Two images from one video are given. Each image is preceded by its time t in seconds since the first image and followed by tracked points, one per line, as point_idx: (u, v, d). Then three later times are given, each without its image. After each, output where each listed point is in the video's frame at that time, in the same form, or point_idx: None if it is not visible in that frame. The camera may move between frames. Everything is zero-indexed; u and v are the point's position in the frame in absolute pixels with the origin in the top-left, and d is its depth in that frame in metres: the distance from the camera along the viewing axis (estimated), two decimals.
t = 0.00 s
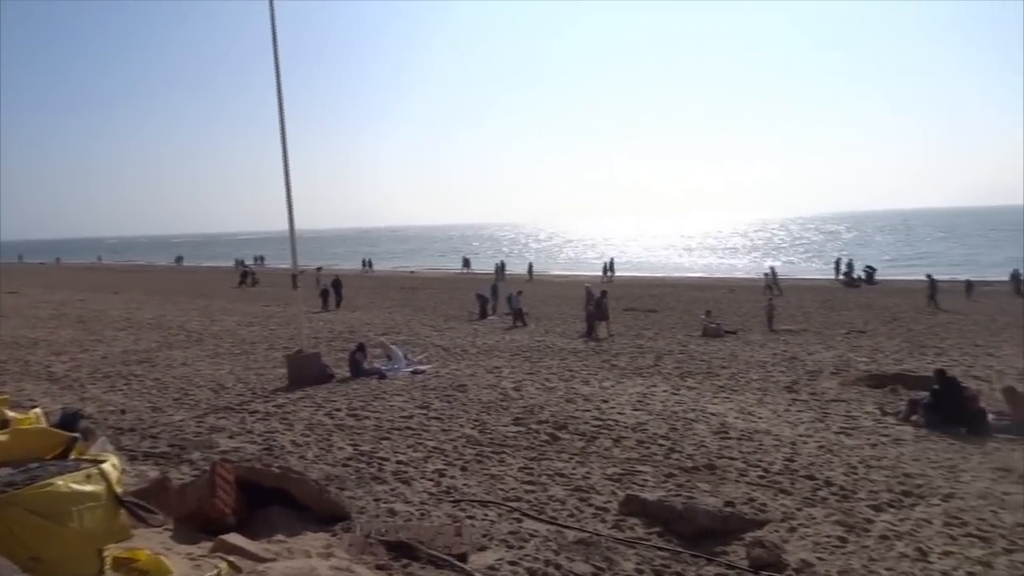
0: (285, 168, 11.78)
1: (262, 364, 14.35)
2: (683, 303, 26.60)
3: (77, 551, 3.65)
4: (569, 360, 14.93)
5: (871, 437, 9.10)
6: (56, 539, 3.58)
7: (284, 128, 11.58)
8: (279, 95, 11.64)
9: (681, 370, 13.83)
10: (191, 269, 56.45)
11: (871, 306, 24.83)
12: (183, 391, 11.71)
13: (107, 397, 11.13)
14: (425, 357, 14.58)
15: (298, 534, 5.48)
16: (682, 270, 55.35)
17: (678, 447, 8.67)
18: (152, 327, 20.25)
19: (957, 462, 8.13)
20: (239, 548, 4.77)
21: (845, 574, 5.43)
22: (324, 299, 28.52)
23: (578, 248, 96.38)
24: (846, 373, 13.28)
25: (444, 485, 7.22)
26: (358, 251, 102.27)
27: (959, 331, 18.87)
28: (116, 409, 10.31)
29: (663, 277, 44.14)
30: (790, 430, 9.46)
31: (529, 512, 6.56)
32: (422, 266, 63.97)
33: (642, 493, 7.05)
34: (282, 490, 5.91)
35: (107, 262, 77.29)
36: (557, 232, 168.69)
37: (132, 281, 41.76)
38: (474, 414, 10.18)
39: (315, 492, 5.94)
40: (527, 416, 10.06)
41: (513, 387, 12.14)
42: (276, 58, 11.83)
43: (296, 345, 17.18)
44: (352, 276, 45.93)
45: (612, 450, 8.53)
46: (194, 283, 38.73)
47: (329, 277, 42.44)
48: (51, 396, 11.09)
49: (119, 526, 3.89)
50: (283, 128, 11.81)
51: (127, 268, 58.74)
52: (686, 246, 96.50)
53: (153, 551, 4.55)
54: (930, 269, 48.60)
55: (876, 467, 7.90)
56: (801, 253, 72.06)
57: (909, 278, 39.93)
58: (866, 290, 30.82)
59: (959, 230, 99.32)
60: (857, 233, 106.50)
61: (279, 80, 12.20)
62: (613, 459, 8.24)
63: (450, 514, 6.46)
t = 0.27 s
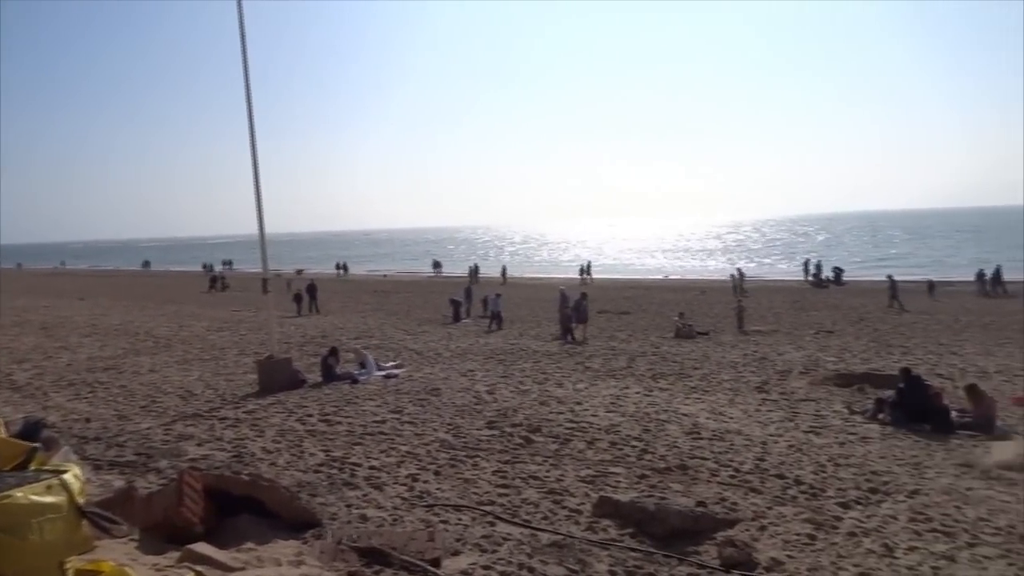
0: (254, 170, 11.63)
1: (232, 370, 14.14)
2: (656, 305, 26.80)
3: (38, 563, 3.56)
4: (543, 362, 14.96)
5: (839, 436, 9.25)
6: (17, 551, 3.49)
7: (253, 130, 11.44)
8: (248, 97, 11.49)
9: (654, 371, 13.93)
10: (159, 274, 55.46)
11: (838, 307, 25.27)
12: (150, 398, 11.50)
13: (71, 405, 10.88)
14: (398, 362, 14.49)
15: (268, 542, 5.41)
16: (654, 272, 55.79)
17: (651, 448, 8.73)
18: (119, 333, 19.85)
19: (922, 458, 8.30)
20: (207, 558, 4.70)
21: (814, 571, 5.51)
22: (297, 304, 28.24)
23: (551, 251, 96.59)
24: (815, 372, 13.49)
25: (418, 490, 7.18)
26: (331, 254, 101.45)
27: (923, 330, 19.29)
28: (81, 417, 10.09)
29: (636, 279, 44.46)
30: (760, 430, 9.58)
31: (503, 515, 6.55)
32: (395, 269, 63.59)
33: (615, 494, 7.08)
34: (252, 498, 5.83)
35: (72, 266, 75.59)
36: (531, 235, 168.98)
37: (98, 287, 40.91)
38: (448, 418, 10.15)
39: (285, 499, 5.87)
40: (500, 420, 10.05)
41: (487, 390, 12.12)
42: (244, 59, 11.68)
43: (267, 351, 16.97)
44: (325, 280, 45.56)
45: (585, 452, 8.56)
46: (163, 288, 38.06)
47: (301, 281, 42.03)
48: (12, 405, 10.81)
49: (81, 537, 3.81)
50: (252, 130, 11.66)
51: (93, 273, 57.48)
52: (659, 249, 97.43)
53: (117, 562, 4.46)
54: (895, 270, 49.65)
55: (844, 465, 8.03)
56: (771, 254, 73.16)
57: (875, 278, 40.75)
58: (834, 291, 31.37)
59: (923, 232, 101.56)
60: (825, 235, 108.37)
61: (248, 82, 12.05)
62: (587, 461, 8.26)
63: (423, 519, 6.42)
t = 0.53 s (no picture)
0: (224, 173, 11.48)
1: (202, 376, 13.93)
2: (630, 306, 26.97)
3: None
4: (518, 365, 14.96)
5: (810, 434, 9.38)
6: None
7: (223, 133, 11.30)
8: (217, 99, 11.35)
9: (628, 373, 14.01)
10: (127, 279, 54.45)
11: (809, 307, 25.66)
12: (118, 406, 11.27)
13: (35, 414, 10.62)
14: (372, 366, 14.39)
15: (240, 550, 5.34)
16: (628, 274, 56.10)
17: (626, 449, 8.77)
18: (85, 339, 19.44)
19: (890, 455, 8.46)
20: (176, 568, 4.62)
21: (786, 568, 5.58)
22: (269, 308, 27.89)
23: (526, 253, 96.77)
24: (786, 372, 13.68)
25: (392, 495, 7.14)
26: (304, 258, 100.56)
27: (891, 329, 19.66)
28: (45, 426, 9.86)
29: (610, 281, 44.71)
30: (733, 429, 9.68)
31: (478, 519, 6.53)
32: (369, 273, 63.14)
33: (590, 495, 7.10)
34: (223, 506, 5.75)
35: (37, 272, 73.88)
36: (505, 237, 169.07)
37: (63, 292, 40.03)
38: (423, 421, 10.10)
39: (257, 506, 5.80)
40: (476, 423, 10.03)
41: (462, 393, 12.08)
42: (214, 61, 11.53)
43: (239, 356, 16.74)
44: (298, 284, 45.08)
45: (560, 455, 8.58)
46: (132, 293, 37.41)
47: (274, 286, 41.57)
48: None
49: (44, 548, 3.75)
50: (222, 132, 11.51)
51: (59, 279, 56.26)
52: (633, 250, 98.11)
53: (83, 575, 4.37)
54: (864, 271, 50.59)
55: (815, 462, 8.16)
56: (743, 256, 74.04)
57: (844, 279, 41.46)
58: (804, 291, 31.84)
59: (890, 233, 103.57)
60: (796, 236, 110.03)
61: (217, 84, 11.90)
62: (562, 463, 8.28)
63: (398, 524, 6.38)
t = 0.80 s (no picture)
0: (186, 176, 11.28)
1: (164, 384, 13.64)
2: (598, 309, 27.15)
3: None
4: (487, 368, 14.94)
5: (775, 434, 9.54)
6: None
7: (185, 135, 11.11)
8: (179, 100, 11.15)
9: (596, 375, 14.09)
10: (86, 284, 53.08)
11: (773, 308, 26.11)
12: (76, 415, 10.98)
13: None
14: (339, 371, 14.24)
15: (203, 561, 5.24)
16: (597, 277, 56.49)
17: (594, 451, 8.82)
18: (41, 347, 18.90)
19: (851, 453, 8.64)
20: None
21: (751, 566, 5.66)
22: (234, 313, 27.42)
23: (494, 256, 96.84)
24: (751, 372, 13.89)
25: (360, 501, 7.07)
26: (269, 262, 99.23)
27: (851, 329, 20.10)
28: None
29: (578, 283, 44.97)
30: (700, 430, 9.79)
31: (447, 524, 6.50)
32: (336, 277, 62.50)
33: (559, 498, 7.12)
34: (186, 516, 5.64)
35: None
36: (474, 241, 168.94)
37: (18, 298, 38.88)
38: (391, 427, 10.02)
39: (221, 516, 5.70)
40: (444, 427, 9.99)
41: (430, 397, 12.03)
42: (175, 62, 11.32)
43: (202, 362, 16.44)
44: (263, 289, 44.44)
45: (529, 458, 8.59)
46: (90, 299, 36.49)
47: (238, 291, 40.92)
48: None
49: None
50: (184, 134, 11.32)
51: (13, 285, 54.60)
52: (601, 253, 98.77)
53: None
54: (825, 273, 51.65)
55: (779, 461, 8.30)
56: (709, 258, 75.06)
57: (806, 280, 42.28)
58: (768, 292, 32.39)
59: (850, 235, 105.94)
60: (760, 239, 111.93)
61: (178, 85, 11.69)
62: (531, 466, 8.29)
63: (366, 531, 6.32)
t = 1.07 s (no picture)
0: (147, 177, 11.05)
1: (124, 390, 13.31)
2: (566, 312, 27.26)
3: None
4: (455, 372, 14.89)
5: (739, 435, 9.68)
6: None
7: (146, 137, 10.90)
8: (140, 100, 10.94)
9: (564, 378, 14.15)
10: (41, 288, 51.55)
11: (738, 311, 26.52)
12: (31, 423, 10.65)
13: None
14: (305, 376, 14.05)
15: (164, 570, 5.13)
16: (565, 280, 56.73)
17: (562, 454, 8.84)
18: None
19: (814, 453, 8.80)
20: None
21: (717, 566, 5.73)
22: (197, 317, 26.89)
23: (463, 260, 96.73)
24: (716, 375, 14.09)
25: (326, 508, 6.98)
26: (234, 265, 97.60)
27: (814, 332, 20.51)
28: None
29: (546, 287, 45.11)
30: (666, 432, 9.89)
31: (415, 529, 6.46)
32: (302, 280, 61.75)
33: (527, 501, 7.13)
34: (146, 525, 5.52)
35: None
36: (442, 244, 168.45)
37: None
38: (358, 431, 9.92)
39: (183, 524, 5.58)
40: (412, 431, 9.93)
41: (398, 401, 11.94)
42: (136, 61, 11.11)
43: (163, 368, 16.09)
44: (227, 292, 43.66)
45: (497, 461, 8.58)
46: (47, 303, 35.48)
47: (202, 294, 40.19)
48: None
49: None
50: (145, 135, 11.10)
51: None
52: (570, 257, 99.21)
53: None
54: (789, 276, 52.60)
55: (743, 462, 8.41)
56: (676, 262, 75.94)
57: (770, 283, 42.99)
58: (733, 296, 32.88)
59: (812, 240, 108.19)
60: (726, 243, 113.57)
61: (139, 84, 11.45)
62: (499, 470, 8.28)
63: (332, 537, 6.25)
